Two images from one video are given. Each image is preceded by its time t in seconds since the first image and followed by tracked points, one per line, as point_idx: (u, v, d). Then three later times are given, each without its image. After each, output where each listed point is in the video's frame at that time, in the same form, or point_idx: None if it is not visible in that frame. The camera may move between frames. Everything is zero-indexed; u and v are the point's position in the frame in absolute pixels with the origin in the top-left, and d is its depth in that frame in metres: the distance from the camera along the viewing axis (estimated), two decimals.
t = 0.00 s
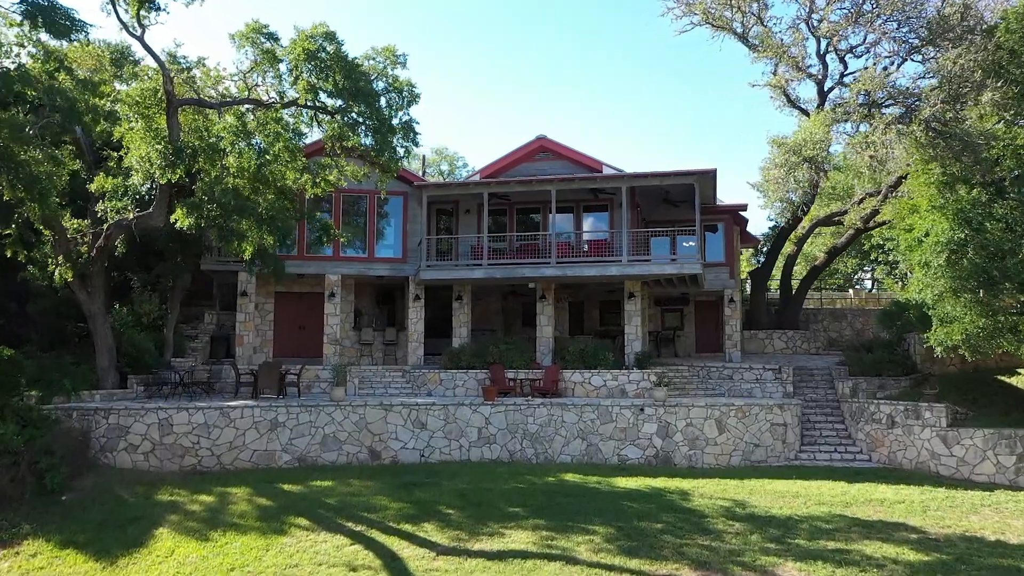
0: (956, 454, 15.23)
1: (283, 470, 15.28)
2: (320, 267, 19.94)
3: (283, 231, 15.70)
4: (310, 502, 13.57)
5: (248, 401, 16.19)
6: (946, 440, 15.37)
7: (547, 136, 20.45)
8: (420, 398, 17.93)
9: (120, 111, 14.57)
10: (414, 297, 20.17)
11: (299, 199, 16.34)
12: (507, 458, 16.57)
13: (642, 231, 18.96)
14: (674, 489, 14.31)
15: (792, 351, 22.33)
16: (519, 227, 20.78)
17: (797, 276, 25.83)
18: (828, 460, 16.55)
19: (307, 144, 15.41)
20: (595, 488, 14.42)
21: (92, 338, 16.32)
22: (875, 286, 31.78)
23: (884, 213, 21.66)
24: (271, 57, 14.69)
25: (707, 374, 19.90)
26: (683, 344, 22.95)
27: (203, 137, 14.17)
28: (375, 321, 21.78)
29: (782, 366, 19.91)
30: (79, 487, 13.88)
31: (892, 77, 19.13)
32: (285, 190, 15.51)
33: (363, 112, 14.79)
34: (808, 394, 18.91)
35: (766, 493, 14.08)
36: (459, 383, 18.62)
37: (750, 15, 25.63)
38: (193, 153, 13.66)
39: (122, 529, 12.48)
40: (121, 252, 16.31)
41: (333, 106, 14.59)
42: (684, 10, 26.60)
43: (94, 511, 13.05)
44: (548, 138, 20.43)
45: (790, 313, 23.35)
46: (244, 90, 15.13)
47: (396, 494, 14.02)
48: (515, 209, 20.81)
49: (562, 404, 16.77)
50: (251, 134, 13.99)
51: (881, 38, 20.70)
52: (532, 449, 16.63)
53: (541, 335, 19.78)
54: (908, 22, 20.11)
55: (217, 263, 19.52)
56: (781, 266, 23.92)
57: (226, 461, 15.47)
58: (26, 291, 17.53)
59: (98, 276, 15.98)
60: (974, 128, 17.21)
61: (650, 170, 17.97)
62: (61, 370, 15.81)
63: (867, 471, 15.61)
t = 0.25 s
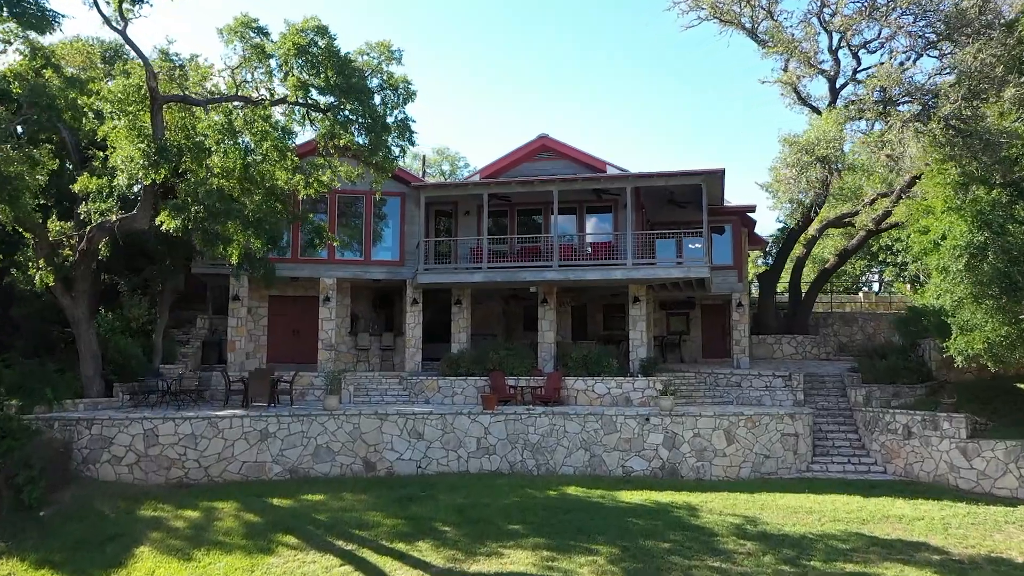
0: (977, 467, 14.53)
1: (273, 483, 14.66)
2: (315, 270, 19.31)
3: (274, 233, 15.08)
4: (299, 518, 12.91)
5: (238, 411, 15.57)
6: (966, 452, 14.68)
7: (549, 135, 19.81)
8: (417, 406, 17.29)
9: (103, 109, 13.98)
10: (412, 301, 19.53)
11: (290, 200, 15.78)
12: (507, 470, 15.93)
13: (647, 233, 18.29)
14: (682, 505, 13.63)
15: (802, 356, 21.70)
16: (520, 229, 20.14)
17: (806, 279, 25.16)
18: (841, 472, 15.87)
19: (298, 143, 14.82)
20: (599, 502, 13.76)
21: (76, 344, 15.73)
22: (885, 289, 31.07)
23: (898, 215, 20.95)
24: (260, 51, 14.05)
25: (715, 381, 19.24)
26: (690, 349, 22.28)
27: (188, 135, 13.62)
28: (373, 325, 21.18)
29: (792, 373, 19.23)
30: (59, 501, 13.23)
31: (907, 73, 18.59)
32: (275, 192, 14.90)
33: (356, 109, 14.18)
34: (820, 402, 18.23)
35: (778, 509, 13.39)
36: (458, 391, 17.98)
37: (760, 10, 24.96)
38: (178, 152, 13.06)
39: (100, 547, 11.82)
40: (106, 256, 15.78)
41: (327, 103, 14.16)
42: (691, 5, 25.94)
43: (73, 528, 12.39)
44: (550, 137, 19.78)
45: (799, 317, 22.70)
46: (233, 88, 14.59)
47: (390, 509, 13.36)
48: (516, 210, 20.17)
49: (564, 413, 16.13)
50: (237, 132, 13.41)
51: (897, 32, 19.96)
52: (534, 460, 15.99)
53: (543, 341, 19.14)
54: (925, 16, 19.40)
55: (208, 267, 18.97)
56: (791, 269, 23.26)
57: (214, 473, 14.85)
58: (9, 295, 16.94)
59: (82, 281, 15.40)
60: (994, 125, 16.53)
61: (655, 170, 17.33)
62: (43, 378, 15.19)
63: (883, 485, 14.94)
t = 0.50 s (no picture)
0: (999, 481, 13.86)
1: (262, 498, 14.04)
2: (309, 274, 18.68)
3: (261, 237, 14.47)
4: (287, 536, 12.26)
5: (227, 421, 14.95)
6: (988, 466, 14.00)
7: (550, 134, 19.17)
8: (414, 416, 16.68)
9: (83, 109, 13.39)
10: (410, 306, 18.89)
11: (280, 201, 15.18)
12: (507, 483, 15.29)
13: (652, 236, 17.61)
14: (690, 522, 12.94)
15: (812, 362, 21.17)
16: (521, 231, 19.50)
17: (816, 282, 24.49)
18: (855, 485, 15.23)
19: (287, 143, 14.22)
20: (603, 519, 13.10)
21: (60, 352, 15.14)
22: (895, 292, 30.41)
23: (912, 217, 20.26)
24: (247, 47, 13.42)
25: (723, 389, 18.59)
26: (695, 355, 21.77)
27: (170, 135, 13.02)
28: (370, 331, 20.61)
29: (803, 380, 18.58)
30: (36, 518, 12.56)
31: (924, 69, 17.94)
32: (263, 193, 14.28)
33: (349, 107, 13.47)
34: (832, 411, 17.58)
35: (792, 527, 12.72)
36: (457, 399, 17.35)
37: (769, 5, 24.30)
38: (161, 152, 12.44)
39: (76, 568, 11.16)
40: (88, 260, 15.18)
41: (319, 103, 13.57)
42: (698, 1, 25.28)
43: (49, 546, 11.71)
44: (551, 136, 19.16)
45: (809, 322, 22.07)
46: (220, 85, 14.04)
47: (383, 527, 12.71)
48: (517, 212, 19.54)
49: (566, 423, 15.50)
50: (222, 130, 12.79)
51: (915, 26, 18.97)
52: (535, 473, 15.35)
53: (545, 347, 18.51)
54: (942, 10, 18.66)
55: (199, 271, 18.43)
56: (800, 272, 22.61)
57: (202, 487, 14.23)
58: None
59: (66, 286, 14.82)
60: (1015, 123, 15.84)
61: (661, 171, 16.70)
62: (24, 388, 14.59)
63: (901, 500, 14.28)
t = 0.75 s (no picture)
0: None
1: (251, 513, 13.44)
2: (303, 278, 18.07)
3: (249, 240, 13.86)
4: (276, 556, 11.63)
5: (215, 433, 14.35)
6: (1011, 481, 13.35)
7: (553, 134, 18.55)
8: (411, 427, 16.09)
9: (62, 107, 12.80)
10: (408, 311, 18.28)
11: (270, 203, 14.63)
12: (507, 497, 14.68)
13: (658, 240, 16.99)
14: (700, 541, 12.30)
15: (823, 368, 20.60)
16: (523, 234, 18.89)
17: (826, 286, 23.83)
18: (871, 500, 14.59)
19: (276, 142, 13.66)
20: (608, 538, 12.46)
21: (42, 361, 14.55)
22: (906, 295, 29.75)
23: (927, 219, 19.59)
24: (235, 43, 12.83)
25: (732, 398, 17.96)
26: (703, 361, 21.02)
27: (152, 133, 12.43)
28: (368, 337, 20.08)
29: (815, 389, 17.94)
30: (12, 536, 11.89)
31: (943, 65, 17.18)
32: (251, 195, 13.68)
33: (342, 104, 12.92)
34: (845, 421, 16.94)
35: (807, 546, 12.07)
36: (455, 408, 16.74)
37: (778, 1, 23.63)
38: (143, 152, 11.84)
39: None
40: (70, 264, 14.61)
41: (311, 99, 12.90)
42: None
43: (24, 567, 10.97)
44: (554, 136, 18.53)
45: (819, 327, 21.44)
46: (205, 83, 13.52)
47: (377, 546, 12.08)
48: (518, 214, 18.93)
49: (569, 435, 14.88)
50: (205, 127, 12.20)
51: (931, 21, 17.72)
52: (536, 486, 14.73)
53: (547, 354, 17.89)
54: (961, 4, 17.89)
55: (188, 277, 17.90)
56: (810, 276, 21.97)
57: (188, 502, 13.63)
58: None
59: (47, 292, 14.23)
60: None
61: (667, 171, 16.08)
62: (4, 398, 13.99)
63: (919, 516, 13.64)
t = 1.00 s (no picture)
0: None
1: (240, 531, 12.87)
2: (297, 284, 17.49)
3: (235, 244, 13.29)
4: None
5: (203, 446, 13.76)
6: None
7: (556, 134, 17.94)
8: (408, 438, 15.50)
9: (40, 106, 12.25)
10: (405, 318, 17.67)
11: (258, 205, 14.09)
12: (508, 512, 14.08)
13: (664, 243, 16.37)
14: (711, 562, 11.67)
15: (834, 375, 19.99)
16: (524, 238, 18.29)
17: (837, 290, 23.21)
18: (887, 516, 13.98)
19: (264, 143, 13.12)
20: (614, 558, 11.84)
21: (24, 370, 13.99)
22: (916, 298, 29.13)
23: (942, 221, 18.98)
24: (222, 40, 12.20)
25: (741, 407, 17.34)
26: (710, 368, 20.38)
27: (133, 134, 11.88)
28: (365, 344, 19.53)
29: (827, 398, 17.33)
30: None
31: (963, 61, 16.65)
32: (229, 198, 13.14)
33: (334, 103, 12.42)
34: (859, 432, 16.32)
35: (824, 568, 11.44)
36: (455, 419, 16.13)
37: None
38: (125, 154, 11.31)
39: None
40: (51, 273, 14.09)
41: (301, 98, 12.37)
42: None
43: None
44: (556, 136, 17.93)
45: (830, 333, 20.81)
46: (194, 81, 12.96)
47: (371, 567, 11.46)
48: (519, 217, 18.35)
49: (571, 448, 14.28)
50: (187, 127, 11.62)
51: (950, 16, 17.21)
52: (538, 501, 14.13)
53: (549, 362, 17.29)
54: None
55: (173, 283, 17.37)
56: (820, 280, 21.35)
57: (174, 519, 13.06)
58: None
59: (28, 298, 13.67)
60: None
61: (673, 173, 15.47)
62: None
63: (939, 533, 13.02)
